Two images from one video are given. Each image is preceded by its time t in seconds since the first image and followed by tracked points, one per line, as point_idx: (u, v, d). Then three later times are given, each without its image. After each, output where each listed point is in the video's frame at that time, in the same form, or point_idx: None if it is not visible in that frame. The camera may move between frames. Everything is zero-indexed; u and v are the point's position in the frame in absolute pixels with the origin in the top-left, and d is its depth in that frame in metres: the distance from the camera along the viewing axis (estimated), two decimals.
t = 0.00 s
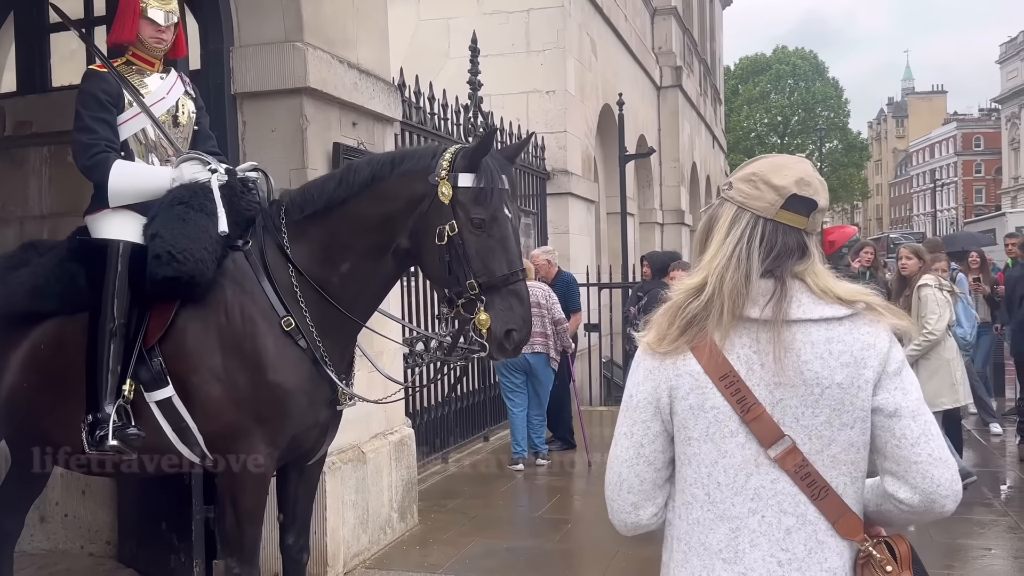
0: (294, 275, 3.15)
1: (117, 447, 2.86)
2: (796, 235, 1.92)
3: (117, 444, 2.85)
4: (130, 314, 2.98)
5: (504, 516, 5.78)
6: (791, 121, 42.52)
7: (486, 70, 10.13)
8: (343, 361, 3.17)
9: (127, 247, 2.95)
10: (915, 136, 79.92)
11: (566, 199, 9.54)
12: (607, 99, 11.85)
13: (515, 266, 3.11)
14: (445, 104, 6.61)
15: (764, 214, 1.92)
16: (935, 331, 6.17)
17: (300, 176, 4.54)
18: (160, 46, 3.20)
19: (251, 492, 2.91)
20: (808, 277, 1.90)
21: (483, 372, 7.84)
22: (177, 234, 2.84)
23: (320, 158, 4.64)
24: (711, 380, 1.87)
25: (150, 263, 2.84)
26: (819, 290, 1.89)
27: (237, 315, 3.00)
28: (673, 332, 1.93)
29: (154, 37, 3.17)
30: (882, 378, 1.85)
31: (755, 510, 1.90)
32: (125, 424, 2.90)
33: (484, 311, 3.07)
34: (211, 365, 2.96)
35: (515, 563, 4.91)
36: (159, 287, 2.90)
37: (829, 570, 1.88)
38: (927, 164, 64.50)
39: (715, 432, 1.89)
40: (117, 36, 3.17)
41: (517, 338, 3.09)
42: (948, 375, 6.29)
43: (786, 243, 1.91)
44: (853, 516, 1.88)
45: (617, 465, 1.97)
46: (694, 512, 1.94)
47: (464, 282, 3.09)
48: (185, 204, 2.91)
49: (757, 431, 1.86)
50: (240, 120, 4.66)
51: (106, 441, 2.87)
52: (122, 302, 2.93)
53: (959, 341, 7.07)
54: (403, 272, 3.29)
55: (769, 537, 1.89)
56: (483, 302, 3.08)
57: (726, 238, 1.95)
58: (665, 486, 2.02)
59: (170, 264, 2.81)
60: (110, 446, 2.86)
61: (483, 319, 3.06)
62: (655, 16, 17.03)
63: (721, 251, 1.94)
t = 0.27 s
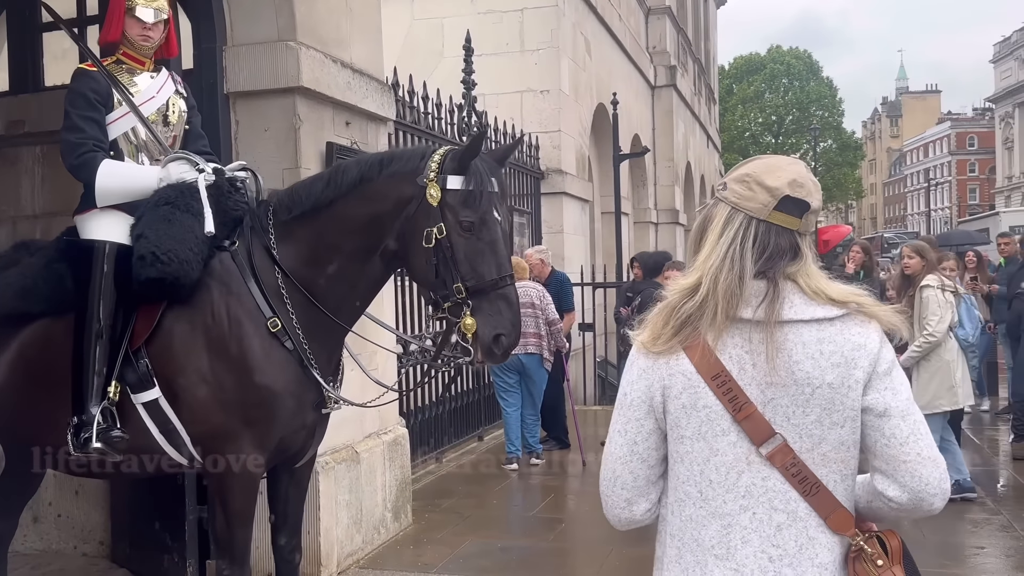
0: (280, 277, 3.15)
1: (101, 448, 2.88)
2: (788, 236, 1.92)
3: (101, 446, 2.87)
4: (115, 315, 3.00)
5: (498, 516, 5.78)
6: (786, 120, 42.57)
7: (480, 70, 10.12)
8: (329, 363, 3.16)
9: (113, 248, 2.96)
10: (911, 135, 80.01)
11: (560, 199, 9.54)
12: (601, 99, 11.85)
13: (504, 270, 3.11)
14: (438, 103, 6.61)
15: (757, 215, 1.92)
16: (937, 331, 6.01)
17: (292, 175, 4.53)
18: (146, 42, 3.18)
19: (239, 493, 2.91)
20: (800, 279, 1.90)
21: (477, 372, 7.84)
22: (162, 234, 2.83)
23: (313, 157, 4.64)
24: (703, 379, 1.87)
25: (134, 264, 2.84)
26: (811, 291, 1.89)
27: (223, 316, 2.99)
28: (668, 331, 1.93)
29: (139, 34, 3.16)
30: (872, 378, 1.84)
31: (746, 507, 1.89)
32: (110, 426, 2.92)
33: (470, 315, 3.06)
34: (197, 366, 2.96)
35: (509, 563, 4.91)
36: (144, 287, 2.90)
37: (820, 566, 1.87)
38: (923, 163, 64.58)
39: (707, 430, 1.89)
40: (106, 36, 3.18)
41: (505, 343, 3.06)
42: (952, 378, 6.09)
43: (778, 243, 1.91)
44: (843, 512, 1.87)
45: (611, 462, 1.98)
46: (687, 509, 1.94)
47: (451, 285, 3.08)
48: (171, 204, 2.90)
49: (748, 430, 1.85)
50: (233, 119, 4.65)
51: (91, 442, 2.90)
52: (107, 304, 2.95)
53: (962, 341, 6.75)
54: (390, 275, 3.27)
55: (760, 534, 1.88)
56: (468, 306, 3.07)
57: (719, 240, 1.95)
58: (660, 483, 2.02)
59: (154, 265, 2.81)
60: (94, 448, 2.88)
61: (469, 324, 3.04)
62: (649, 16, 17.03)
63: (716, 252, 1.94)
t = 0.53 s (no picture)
0: (270, 278, 3.14)
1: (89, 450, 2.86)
2: (788, 236, 1.93)
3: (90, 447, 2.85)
4: (106, 316, 2.98)
5: (494, 515, 5.77)
6: (782, 120, 42.61)
7: (477, 70, 10.12)
8: (319, 364, 3.17)
9: (103, 248, 2.94)
10: (909, 135, 80.05)
11: (556, 199, 9.54)
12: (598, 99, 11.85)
13: (495, 272, 3.11)
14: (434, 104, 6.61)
15: (757, 215, 1.92)
16: (951, 332, 5.88)
17: (288, 175, 4.53)
18: (136, 41, 3.17)
19: (231, 494, 2.92)
20: (800, 279, 1.90)
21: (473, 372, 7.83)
22: (151, 235, 2.82)
23: (309, 157, 4.63)
24: (703, 378, 1.87)
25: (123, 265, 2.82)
26: (810, 291, 1.89)
27: (212, 317, 2.99)
28: (668, 330, 1.93)
29: (130, 33, 3.15)
30: (870, 377, 1.84)
31: (745, 504, 1.89)
32: (98, 427, 2.90)
33: (458, 317, 3.07)
34: (187, 367, 2.96)
35: (505, 562, 4.91)
36: (134, 288, 2.89)
37: (818, 564, 1.87)
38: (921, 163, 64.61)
39: (706, 428, 1.88)
40: (98, 35, 3.19)
41: (494, 346, 3.07)
42: (972, 377, 5.95)
43: (778, 244, 1.91)
44: (842, 510, 1.87)
45: (612, 460, 1.97)
46: (686, 506, 1.94)
47: (440, 288, 3.08)
48: (161, 205, 2.90)
49: (746, 429, 1.85)
50: (228, 118, 4.64)
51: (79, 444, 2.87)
52: (97, 304, 2.92)
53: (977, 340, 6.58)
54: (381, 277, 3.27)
55: (759, 531, 1.88)
56: (457, 308, 3.07)
57: (720, 240, 1.95)
58: (660, 481, 2.02)
59: (142, 266, 2.79)
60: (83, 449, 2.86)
61: (457, 326, 3.05)
62: (646, 16, 17.04)
63: (716, 252, 1.94)
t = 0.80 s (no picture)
0: (264, 283, 3.14)
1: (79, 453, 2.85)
2: (781, 237, 1.93)
3: (81, 451, 2.85)
4: (101, 319, 2.99)
5: (492, 516, 5.77)
6: (780, 120, 42.62)
7: (474, 71, 10.13)
8: (313, 373, 3.16)
9: (101, 251, 2.95)
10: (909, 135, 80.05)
11: (554, 200, 9.54)
12: (596, 100, 11.85)
13: (488, 282, 3.11)
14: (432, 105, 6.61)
15: (749, 217, 1.93)
16: (959, 331, 5.76)
17: (284, 177, 4.52)
18: (133, 44, 3.17)
19: (225, 500, 2.92)
20: (794, 280, 1.90)
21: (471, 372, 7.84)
22: (147, 240, 2.83)
23: (305, 159, 4.63)
24: (698, 380, 1.86)
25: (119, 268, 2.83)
26: (804, 291, 1.89)
27: (207, 321, 2.99)
28: (664, 332, 1.93)
29: (125, 36, 3.15)
30: (863, 378, 1.84)
31: (740, 505, 1.88)
32: (88, 431, 2.89)
33: (451, 326, 3.06)
34: (181, 372, 2.96)
35: (503, 563, 4.91)
36: (129, 292, 2.89)
37: (814, 564, 1.86)
38: (921, 163, 64.63)
39: (701, 429, 1.88)
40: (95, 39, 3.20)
41: (485, 356, 3.08)
42: (981, 375, 5.84)
43: (771, 244, 1.92)
44: (836, 511, 1.86)
45: (609, 461, 1.98)
46: (683, 507, 1.93)
47: (433, 297, 3.08)
48: (158, 210, 2.91)
49: (741, 430, 1.85)
50: (225, 121, 4.64)
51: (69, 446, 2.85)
52: (92, 308, 2.92)
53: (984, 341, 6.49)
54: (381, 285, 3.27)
55: (754, 532, 1.87)
56: (450, 317, 3.07)
57: (714, 243, 1.95)
58: (657, 483, 2.02)
59: (138, 270, 2.80)
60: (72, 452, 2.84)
61: (450, 336, 3.05)
62: (644, 16, 17.03)
63: (710, 255, 1.94)
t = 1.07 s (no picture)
0: (266, 282, 3.13)
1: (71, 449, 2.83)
2: (762, 236, 1.94)
3: (71, 446, 2.82)
4: (98, 317, 3.01)
5: (491, 517, 5.77)
6: (779, 121, 42.62)
7: (473, 72, 10.13)
8: (315, 372, 3.15)
9: (100, 248, 2.96)
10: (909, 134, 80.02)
11: (554, 200, 9.53)
12: (595, 101, 11.85)
13: (491, 292, 3.09)
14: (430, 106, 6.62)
15: (730, 216, 1.94)
16: (967, 333, 5.67)
17: (283, 178, 4.52)
18: (137, 46, 3.17)
19: (223, 500, 2.91)
20: (774, 280, 1.90)
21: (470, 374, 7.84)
22: (144, 237, 2.84)
23: (304, 160, 4.63)
24: (675, 379, 1.87)
25: (116, 264, 2.84)
26: (784, 290, 1.88)
27: (204, 319, 2.99)
28: (645, 332, 1.93)
29: (130, 38, 3.15)
30: (840, 380, 1.83)
31: (716, 504, 1.89)
32: (81, 427, 2.88)
33: (452, 334, 3.05)
34: (179, 371, 2.97)
35: (502, 564, 4.91)
36: (125, 288, 2.90)
37: (790, 565, 1.85)
38: (921, 163, 64.62)
39: (677, 428, 1.89)
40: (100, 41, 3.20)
41: (486, 366, 3.04)
42: (985, 381, 5.71)
43: (751, 244, 1.92)
44: (811, 513, 1.86)
45: (589, 457, 2.00)
46: (661, 504, 1.94)
47: (437, 303, 3.06)
48: (155, 208, 2.92)
49: (717, 429, 1.85)
50: (224, 122, 4.64)
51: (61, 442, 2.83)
52: (89, 304, 2.91)
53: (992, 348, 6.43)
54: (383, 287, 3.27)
55: (729, 530, 1.87)
56: (451, 325, 3.06)
57: (695, 243, 1.96)
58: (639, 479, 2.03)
59: (134, 266, 2.81)
60: (64, 448, 2.81)
61: (449, 342, 3.02)
62: (643, 17, 17.03)
63: (691, 255, 1.95)
